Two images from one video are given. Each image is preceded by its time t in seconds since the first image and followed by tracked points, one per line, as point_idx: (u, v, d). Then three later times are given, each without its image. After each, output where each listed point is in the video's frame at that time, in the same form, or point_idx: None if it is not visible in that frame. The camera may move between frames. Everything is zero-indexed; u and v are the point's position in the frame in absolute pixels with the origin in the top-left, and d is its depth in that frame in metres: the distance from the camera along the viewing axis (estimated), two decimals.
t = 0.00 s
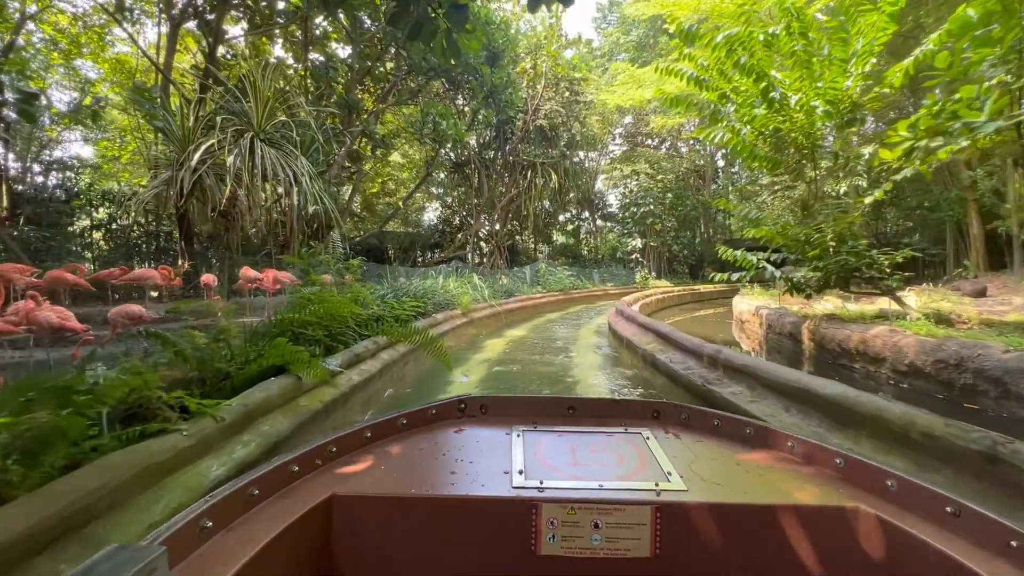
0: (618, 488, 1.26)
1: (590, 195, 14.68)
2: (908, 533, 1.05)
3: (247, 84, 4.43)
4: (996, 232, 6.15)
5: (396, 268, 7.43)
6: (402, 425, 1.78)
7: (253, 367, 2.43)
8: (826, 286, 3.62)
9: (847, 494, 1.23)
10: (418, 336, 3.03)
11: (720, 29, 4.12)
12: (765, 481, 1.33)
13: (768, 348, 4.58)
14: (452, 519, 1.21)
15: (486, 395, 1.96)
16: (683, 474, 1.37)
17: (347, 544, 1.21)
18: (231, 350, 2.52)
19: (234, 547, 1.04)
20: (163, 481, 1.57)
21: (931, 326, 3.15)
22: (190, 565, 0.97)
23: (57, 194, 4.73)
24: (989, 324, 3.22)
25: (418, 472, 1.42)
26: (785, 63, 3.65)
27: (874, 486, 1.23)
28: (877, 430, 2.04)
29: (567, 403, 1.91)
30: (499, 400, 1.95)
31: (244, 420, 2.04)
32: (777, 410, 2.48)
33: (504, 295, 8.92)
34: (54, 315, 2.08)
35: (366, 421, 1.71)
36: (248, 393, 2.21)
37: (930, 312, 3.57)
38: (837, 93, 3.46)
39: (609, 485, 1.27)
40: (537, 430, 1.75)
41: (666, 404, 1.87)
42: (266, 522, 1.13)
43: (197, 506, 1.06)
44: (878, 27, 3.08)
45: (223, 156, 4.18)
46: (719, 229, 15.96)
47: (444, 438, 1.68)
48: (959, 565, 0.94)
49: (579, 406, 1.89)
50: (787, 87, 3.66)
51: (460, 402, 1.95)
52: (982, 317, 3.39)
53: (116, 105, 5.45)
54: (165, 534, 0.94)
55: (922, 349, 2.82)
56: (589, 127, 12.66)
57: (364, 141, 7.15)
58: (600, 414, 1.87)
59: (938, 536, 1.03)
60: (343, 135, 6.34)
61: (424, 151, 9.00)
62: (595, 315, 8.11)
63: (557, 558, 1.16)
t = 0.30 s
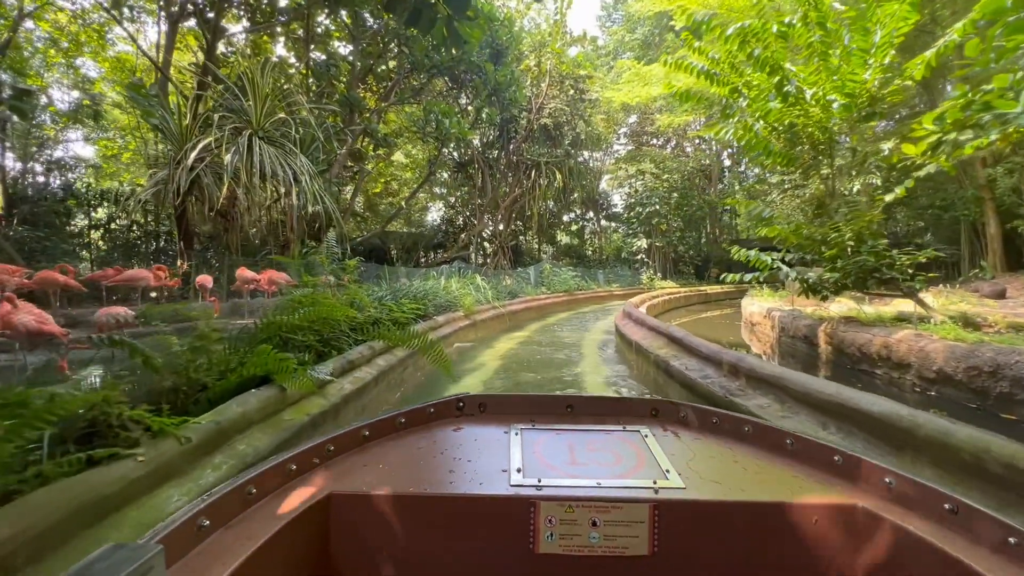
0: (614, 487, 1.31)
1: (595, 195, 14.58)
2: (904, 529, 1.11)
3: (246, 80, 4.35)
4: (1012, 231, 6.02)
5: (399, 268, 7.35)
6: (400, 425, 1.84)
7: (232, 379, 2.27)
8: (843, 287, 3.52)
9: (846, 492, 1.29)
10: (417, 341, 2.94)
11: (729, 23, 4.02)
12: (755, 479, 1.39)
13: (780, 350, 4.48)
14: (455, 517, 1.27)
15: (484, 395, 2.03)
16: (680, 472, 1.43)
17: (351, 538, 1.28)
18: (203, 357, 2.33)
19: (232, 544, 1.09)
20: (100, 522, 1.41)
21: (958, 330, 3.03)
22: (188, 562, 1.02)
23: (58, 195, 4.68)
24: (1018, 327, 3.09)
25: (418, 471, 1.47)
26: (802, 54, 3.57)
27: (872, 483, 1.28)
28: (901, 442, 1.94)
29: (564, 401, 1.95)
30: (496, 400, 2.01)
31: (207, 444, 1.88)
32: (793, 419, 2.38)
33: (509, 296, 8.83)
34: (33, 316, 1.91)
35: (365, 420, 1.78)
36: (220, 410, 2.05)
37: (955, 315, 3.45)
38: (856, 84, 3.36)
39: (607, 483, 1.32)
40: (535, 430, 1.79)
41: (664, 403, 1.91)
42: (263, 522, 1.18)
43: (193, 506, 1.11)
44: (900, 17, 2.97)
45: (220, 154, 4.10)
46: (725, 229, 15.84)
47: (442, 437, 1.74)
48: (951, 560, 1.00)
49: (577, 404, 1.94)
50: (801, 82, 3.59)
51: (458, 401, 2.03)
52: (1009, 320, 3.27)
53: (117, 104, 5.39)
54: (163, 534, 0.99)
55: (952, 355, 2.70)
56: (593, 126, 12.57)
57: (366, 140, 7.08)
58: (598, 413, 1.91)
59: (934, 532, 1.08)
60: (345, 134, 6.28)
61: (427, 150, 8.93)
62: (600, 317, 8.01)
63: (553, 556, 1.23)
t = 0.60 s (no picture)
0: (615, 488, 1.32)
1: (601, 195, 14.46)
2: (910, 531, 1.12)
3: (247, 77, 4.28)
4: None
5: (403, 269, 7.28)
6: (404, 426, 1.88)
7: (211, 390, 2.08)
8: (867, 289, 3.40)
9: (852, 493, 1.29)
10: (419, 343, 2.87)
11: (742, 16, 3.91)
12: (761, 481, 1.39)
13: (794, 354, 4.36)
14: (462, 517, 1.26)
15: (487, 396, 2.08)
16: (682, 473, 1.45)
17: (354, 537, 1.26)
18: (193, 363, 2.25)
19: (236, 546, 1.08)
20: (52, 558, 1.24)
21: (990, 334, 2.91)
22: (192, 565, 1.01)
23: (59, 195, 4.63)
24: None
25: (421, 474, 1.49)
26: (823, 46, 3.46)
27: (873, 483, 1.31)
28: (932, 454, 1.87)
29: (566, 403, 2.00)
30: (500, 400, 2.06)
31: (173, 467, 1.66)
32: (815, 429, 2.26)
33: (514, 296, 8.73)
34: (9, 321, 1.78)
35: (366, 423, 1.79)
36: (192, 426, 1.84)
37: (985, 319, 3.30)
38: (879, 76, 3.29)
39: (609, 485, 1.33)
40: (536, 430, 1.85)
41: (666, 403, 1.96)
42: (268, 525, 1.17)
43: (199, 508, 1.10)
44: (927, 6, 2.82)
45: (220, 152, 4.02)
46: (733, 229, 15.67)
47: (444, 439, 1.77)
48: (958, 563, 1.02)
49: (580, 405, 1.99)
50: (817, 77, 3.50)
51: (461, 403, 2.07)
52: None
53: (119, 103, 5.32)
54: (167, 537, 0.98)
55: (988, 362, 2.57)
56: (599, 125, 12.46)
57: (370, 139, 7.01)
58: (600, 413, 1.96)
59: (941, 534, 1.10)
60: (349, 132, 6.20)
61: (432, 149, 8.85)
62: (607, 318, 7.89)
63: (557, 558, 1.21)
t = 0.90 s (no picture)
0: (625, 491, 1.35)
1: (611, 195, 14.31)
2: (922, 534, 1.13)
3: (249, 73, 4.23)
4: None
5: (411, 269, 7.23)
6: (411, 429, 1.92)
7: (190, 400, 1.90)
8: (897, 289, 3.32)
9: (860, 496, 1.31)
10: (423, 347, 2.76)
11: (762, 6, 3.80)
12: (769, 484, 1.41)
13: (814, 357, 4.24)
14: (467, 519, 1.30)
15: (493, 399, 2.12)
16: (691, 476, 1.47)
17: (362, 538, 1.31)
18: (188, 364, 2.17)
19: (248, 547, 1.13)
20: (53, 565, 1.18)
21: None
22: (204, 566, 1.05)
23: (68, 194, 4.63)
24: None
25: (429, 476, 1.52)
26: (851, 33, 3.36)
27: (885, 485, 1.32)
28: (981, 468, 1.72)
29: (573, 406, 2.01)
30: (506, 403, 2.10)
31: (135, 491, 1.43)
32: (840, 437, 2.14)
33: (523, 297, 8.62)
34: None
35: (376, 425, 1.84)
36: (164, 442, 1.64)
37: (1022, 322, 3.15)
38: (911, 64, 3.16)
39: (616, 487, 1.35)
40: (542, 434, 1.86)
41: (673, 406, 1.98)
42: (278, 525, 1.21)
43: (207, 511, 1.13)
44: None
45: (225, 150, 4.00)
46: (745, 229, 15.57)
47: (451, 441, 1.81)
48: (968, 562, 1.03)
49: (586, 407, 2.00)
50: (845, 66, 3.40)
51: (467, 405, 2.10)
52: None
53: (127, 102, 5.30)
54: (179, 538, 1.02)
55: None
56: (609, 124, 12.34)
57: (377, 138, 6.96)
58: (606, 416, 1.97)
59: (952, 536, 1.11)
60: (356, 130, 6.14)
61: (441, 148, 8.80)
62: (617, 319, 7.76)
63: (563, 560, 1.25)
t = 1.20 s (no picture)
0: (643, 494, 1.28)
1: (626, 193, 14.10)
2: (943, 540, 1.05)
3: (262, 71, 4.18)
4: None
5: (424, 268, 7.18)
6: (424, 430, 1.88)
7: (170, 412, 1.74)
8: (937, 289, 3.15)
9: (879, 500, 1.23)
10: (434, 349, 2.70)
11: None
12: (789, 489, 1.33)
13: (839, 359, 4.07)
14: (485, 522, 1.24)
15: (505, 401, 2.06)
16: (707, 480, 1.40)
17: (378, 541, 1.26)
18: (179, 367, 2.06)
19: (265, 548, 1.08)
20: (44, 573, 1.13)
21: None
22: (223, 566, 1.01)
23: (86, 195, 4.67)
24: None
25: (441, 479, 1.46)
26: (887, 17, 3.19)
27: (906, 490, 1.24)
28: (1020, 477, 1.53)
29: (587, 407, 1.95)
30: (518, 405, 2.03)
31: (84, 524, 1.24)
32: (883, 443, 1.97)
33: (537, 296, 8.49)
34: None
35: (389, 426, 1.80)
36: (132, 461, 1.46)
37: None
38: (955, 47, 2.97)
39: (633, 491, 1.29)
40: (556, 436, 1.80)
41: (689, 409, 1.90)
42: (296, 526, 1.16)
43: (226, 510, 1.10)
44: None
45: (236, 147, 3.98)
46: (765, 227, 15.24)
47: (464, 444, 1.76)
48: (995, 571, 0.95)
49: (600, 410, 1.94)
50: (881, 52, 3.24)
51: (480, 407, 2.04)
52: None
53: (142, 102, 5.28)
54: (198, 537, 0.98)
55: None
56: (625, 121, 12.19)
57: (390, 136, 6.93)
58: (621, 418, 1.91)
59: (978, 544, 1.03)
60: (368, 128, 6.08)
61: (454, 146, 8.74)
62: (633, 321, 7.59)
63: (579, 563, 1.19)
